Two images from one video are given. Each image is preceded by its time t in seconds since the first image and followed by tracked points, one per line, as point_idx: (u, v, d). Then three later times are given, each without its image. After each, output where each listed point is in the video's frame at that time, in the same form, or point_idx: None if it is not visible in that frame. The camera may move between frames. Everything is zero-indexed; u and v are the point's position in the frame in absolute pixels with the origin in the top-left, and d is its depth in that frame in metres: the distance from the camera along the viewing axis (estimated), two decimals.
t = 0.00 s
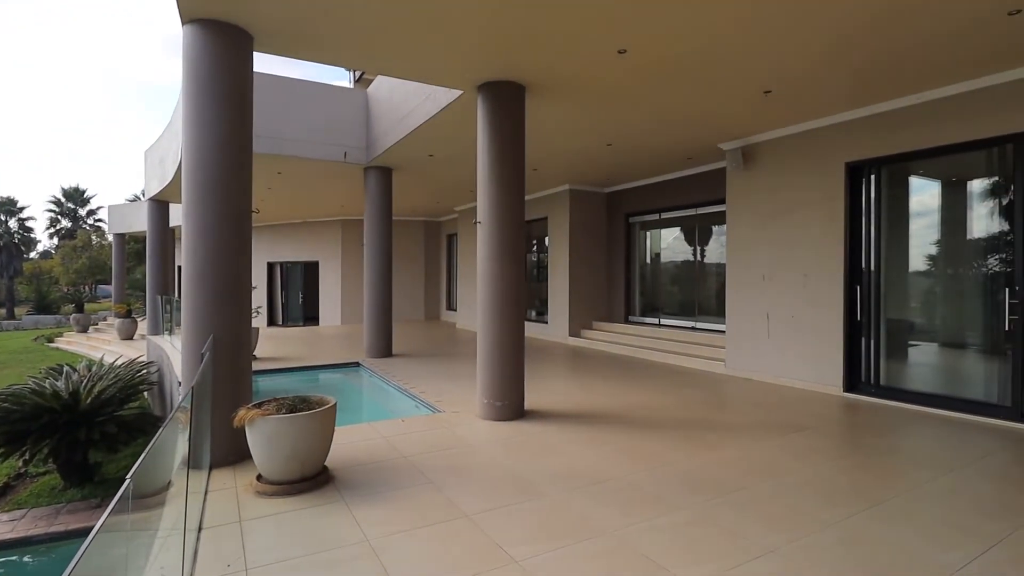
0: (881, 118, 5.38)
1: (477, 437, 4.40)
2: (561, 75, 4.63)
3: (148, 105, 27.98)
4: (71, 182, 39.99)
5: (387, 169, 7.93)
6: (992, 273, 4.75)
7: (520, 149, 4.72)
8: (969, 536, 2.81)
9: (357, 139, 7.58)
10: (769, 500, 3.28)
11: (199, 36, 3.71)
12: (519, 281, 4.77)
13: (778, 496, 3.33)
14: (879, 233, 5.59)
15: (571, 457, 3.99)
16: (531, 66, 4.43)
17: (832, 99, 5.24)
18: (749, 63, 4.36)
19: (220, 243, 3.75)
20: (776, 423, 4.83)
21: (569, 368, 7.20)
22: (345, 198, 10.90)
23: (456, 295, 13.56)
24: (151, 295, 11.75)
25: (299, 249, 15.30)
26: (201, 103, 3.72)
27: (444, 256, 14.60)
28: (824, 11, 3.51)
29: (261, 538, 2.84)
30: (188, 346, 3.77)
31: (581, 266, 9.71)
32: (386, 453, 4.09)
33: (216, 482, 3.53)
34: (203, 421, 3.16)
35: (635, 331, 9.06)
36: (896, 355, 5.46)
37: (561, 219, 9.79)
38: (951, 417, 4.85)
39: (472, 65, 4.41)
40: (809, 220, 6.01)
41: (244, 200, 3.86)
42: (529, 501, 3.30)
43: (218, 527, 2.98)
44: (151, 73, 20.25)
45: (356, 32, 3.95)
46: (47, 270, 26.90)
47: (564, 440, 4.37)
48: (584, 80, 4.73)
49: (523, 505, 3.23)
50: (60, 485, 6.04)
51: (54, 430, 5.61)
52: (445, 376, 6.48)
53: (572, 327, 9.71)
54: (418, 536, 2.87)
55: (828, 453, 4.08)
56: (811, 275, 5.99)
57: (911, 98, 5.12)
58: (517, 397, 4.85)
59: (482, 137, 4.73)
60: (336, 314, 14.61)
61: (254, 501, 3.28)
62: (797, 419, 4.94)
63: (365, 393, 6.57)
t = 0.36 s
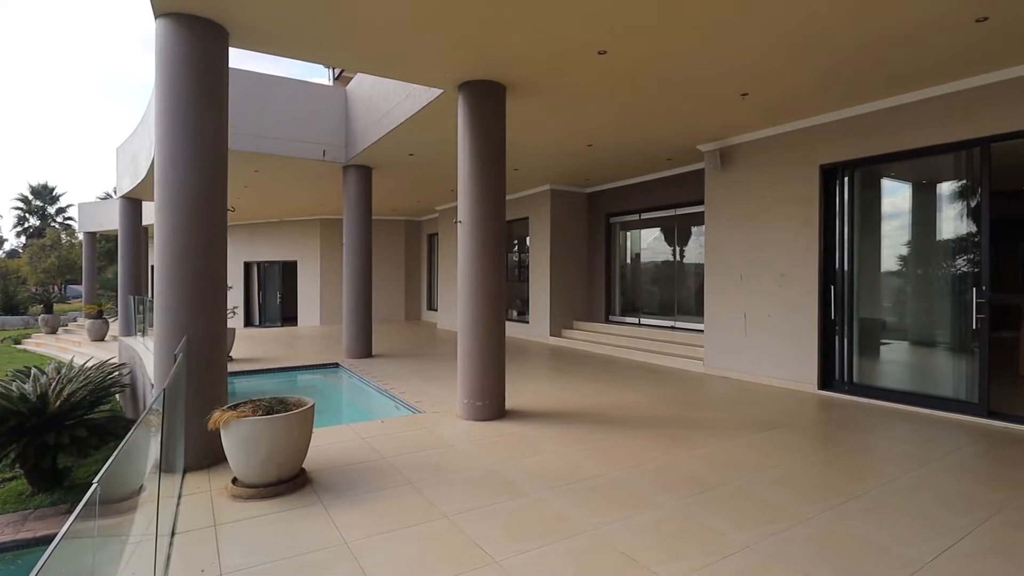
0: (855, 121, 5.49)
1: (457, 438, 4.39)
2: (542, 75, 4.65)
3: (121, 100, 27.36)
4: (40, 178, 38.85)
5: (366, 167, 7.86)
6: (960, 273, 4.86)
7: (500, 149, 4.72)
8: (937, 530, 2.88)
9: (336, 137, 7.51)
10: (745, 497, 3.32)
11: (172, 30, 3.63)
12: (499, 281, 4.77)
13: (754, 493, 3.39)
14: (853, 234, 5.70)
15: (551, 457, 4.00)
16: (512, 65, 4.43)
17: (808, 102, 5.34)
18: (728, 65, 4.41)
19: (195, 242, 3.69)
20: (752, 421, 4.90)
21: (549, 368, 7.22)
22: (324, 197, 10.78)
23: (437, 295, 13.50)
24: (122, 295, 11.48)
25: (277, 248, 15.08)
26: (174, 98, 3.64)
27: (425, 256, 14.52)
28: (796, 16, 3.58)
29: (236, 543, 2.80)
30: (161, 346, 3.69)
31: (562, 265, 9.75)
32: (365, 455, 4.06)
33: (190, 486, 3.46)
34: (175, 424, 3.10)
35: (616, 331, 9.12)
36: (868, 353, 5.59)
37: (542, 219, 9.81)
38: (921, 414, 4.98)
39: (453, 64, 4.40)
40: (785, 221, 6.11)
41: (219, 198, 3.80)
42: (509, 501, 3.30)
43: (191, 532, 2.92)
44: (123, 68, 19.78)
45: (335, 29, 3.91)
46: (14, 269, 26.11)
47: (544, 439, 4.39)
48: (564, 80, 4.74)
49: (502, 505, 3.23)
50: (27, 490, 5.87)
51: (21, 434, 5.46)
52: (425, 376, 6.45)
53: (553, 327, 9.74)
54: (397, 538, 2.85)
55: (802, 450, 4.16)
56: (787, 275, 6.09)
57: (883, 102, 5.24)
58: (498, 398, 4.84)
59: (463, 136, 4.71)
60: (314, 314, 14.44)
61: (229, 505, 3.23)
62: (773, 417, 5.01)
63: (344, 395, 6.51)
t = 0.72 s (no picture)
0: (833, 123, 5.59)
1: (440, 438, 4.38)
2: (526, 75, 4.65)
3: (94, 96, 26.75)
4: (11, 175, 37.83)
5: (348, 166, 7.80)
6: (933, 273, 4.97)
7: (483, 148, 4.71)
8: (910, 525, 2.95)
9: (317, 135, 7.43)
10: (725, 495, 3.36)
11: (147, 24, 3.56)
12: (482, 280, 4.76)
13: (734, 490, 3.43)
14: (831, 235, 5.80)
15: (534, 457, 4.01)
16: (496, 65, 4.43)
17: (787, 104, 5.42)
18: (709, 66, 4.46)
19: (171, 241, 3.62)
20: (732, 419, 4.96)
21: (532, 368, 7.23)
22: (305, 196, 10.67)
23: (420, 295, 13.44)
24: (97, 295, 11.23)
25: (257, 248, 14.89)
26: (150, 94, 3.57)
27: (408, 256, 14.46)
28: (777, 18, 3.62)
29: (214, 547, 2.75)
30: (135, 347, 3.62)
31: (546, 265, 9.78)
32: (346, 456, 4.02)
33: (166, 490, 3.40)
34: (150, 426, 3.05)
35: (599, 330, 9.17)
36: (844, 352, 5.70)
37: (525, 219, 9.82)
38: (896, 411, 5.09)
39: (436, 62, 4.38)
40: (765, 222, 6.19)
41: (196, 196, 3.74)
42: (492, 501, 3.30)
43: (167, 537, 2.87)
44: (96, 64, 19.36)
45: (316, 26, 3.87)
46: None
47: (527, 439, 4.39)
48: (548, 80, 4.75)
49: (485, 505, 3.23)
50: None
51: None
52: (408, 377, 6.42)
53: (537, 327, 9.76)
54: (378, 540, 2.83)
55: (781, 448, 4.22)
56: (767, 275, 6.18)
57: (860, 105, 5.34)
58: (480, 398, 4.84)
59: (445, 136, 4.70)
60: (295, 315, 14.28)
61: (206, 508, 3.17)
62: (752, 415, 5.08)
63: (325, 396, 6.45)
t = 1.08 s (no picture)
0: (812, 126, 5.68)
1: (422, 439, 4.37)
2: (510, 75, 4.65)
3: (66, 91, 26.09)
4: None
5: (330, 165, 7.72)
6: (908, 273, 5.07)
7: (467, 147, 4.70)
8: (885, 519, 3.01)
9: (298, 133, 7.35)
10: (706, 492, 3.40)
11: (122, 19, 3.50)
12: (465, 280, 4.76)
13: (714, 488, 3.47)
14: (809, 235, 5.90)
15: (517, 456, 4.02)
16: (479, 64, 4.42)
17: (768, 106, 5.50)
18: (692, 67, 4.50)
19: (147, 240, 3.56)
20: (713, 418, 5.02)
21: (514, 368, 7.23)
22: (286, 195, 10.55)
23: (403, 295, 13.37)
24: (70, 296, 10.96)
25: (236, 248, 14.67)
26: (125, 90, 3.50)
27: (391, 255, 14.37)
28: (758, 20, 3.67)
29: (190, 551, 2.71)
30: (109, 349, 3.55)
31: (529, 265, 9.78)
32: (327, 458, 3.99)
33: (141, 494, 3.34)
34: (125, 429, 2.99)
35: (582, 330, 9.20)
36: (822, 351, 5.79)
37: (508, 219, 9.82)
38: (872, 408, 5.19)
39: (419, 61, 4.36)
40: (746, 223, 6.27)
41: (173, 195, 3.68)
42: (475, 500, 3.30)
43: (142, 542, 2.81)
44: (69, 59, 18.90)
45: (297, 23, 3.84)
46: None
47: (510, 439, 4.40)
48: (532, 80, 4.76)
49: (468, 505, 3.23)
50: None
51: None
52: (390, 378, 6.38)
53: (520, 326, 9.76)
54: (358, 541, 2.81)
55: (760, 445, 4.29)
56: (747, 275, 6.26)
57: (838, 108, 5.44)
58: (463, 398, 4.83)
59: (428, 135, 4.68)
60: (276, 315, 14.11)
61: (183, 512, 3.12)
62: (732, 413, 5.15)
63: (306, 397, 6.39)
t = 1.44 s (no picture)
0: (792, 128, 5.77)
1: (406, 440, 4.34)
2: (494, 74, 4.65)
3: (40, 86, 25.48)
4: None
5: (313, 163, 7.65)
6: (885, 273, 5.17)
7: (451, 147, 4.69)
8: (863, 515, 3.07)
9: (280, 131, 7.27)
10: (688, 490, 3.44)
11: (98, 13, 3.42)
12: (448, 280, 4.74)
13: (697, 486, 3.51)
14: (789, 236, 5.98)
15: (501, 456, 4.02)
16: (464, 64, 4.41)
17: (749, 108, 5.57)
18: (676, 68, 4.54)
19: (122, 240, 3.49)
20: (695, 416, 5.07)
21: (498, 368, 7.23)
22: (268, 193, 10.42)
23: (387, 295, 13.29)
24: (44, 296, 10.71)
25: (216, 247, 14.46)
26: (99, 86, 3.43)
27: (375, 255, 14.29)
28: (740, 22, 3.71)
29: (168, 556, 2.66)
30: (83, 351, 3.47)
31: (513, 265, 9.79)
32: (309, 459, 3.96)
33: (117, 498, 3.27)
34: (99, 432, 2.93)
35: (567, 330, 9.23)
36: (802, 350, 5.88)
37: (493, 219, 9.82)
38: (850, 406, 5.28)
39: (403, 60, 4.34)
40: (728, 223, 6.34)
41: (150, 194, 3.62)
42: (459, 501, 3.29)
43: (117, 547, 2.76)
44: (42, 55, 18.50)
45: (279, 20, 3.79)
46: None
47: (494, 439, 4.39)
48: (517, 79, 4.76)
49: (452, 506, 3.22)
50: None
51: None
52: (373, 378, 6.35)
53: (505, 326, 9.77)
54: (340, 544, 2.79)
55: (741, 443, 4.34)
56: (730, 274, 6.32)
57: (817, 111, 5.53)
58: (447, 398, 4.82)
59: (412, 134, 4.65)
60: (258, 315, 13.94)
61: (160, 516, 3.07)
62: (714, 412, 5.20)
63: (287, 398, 6.32)
